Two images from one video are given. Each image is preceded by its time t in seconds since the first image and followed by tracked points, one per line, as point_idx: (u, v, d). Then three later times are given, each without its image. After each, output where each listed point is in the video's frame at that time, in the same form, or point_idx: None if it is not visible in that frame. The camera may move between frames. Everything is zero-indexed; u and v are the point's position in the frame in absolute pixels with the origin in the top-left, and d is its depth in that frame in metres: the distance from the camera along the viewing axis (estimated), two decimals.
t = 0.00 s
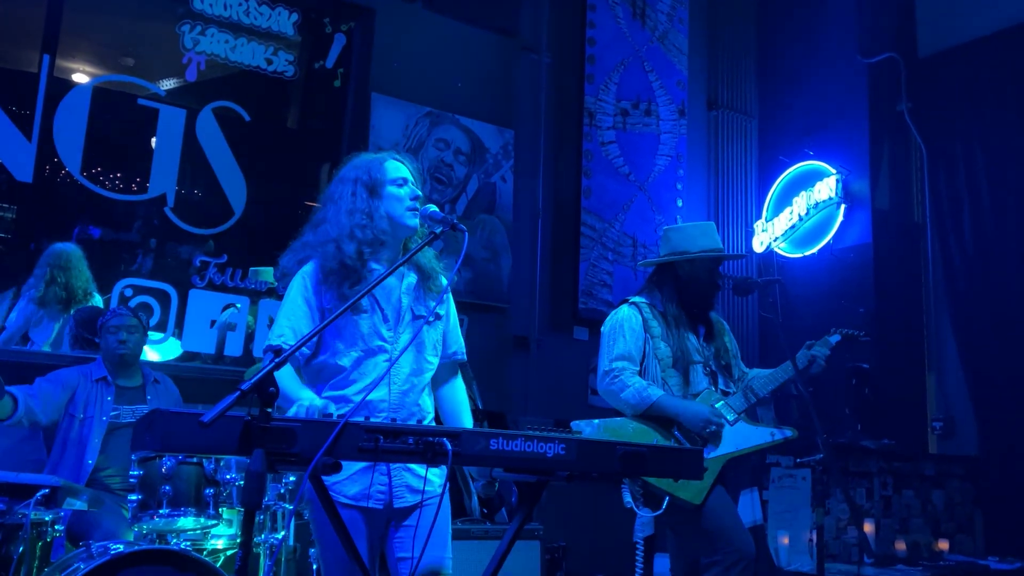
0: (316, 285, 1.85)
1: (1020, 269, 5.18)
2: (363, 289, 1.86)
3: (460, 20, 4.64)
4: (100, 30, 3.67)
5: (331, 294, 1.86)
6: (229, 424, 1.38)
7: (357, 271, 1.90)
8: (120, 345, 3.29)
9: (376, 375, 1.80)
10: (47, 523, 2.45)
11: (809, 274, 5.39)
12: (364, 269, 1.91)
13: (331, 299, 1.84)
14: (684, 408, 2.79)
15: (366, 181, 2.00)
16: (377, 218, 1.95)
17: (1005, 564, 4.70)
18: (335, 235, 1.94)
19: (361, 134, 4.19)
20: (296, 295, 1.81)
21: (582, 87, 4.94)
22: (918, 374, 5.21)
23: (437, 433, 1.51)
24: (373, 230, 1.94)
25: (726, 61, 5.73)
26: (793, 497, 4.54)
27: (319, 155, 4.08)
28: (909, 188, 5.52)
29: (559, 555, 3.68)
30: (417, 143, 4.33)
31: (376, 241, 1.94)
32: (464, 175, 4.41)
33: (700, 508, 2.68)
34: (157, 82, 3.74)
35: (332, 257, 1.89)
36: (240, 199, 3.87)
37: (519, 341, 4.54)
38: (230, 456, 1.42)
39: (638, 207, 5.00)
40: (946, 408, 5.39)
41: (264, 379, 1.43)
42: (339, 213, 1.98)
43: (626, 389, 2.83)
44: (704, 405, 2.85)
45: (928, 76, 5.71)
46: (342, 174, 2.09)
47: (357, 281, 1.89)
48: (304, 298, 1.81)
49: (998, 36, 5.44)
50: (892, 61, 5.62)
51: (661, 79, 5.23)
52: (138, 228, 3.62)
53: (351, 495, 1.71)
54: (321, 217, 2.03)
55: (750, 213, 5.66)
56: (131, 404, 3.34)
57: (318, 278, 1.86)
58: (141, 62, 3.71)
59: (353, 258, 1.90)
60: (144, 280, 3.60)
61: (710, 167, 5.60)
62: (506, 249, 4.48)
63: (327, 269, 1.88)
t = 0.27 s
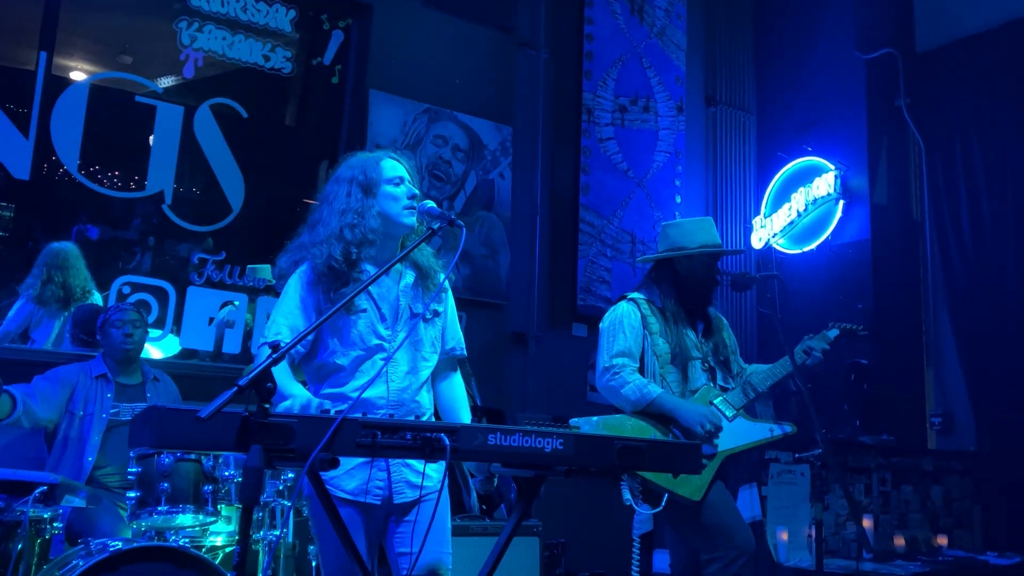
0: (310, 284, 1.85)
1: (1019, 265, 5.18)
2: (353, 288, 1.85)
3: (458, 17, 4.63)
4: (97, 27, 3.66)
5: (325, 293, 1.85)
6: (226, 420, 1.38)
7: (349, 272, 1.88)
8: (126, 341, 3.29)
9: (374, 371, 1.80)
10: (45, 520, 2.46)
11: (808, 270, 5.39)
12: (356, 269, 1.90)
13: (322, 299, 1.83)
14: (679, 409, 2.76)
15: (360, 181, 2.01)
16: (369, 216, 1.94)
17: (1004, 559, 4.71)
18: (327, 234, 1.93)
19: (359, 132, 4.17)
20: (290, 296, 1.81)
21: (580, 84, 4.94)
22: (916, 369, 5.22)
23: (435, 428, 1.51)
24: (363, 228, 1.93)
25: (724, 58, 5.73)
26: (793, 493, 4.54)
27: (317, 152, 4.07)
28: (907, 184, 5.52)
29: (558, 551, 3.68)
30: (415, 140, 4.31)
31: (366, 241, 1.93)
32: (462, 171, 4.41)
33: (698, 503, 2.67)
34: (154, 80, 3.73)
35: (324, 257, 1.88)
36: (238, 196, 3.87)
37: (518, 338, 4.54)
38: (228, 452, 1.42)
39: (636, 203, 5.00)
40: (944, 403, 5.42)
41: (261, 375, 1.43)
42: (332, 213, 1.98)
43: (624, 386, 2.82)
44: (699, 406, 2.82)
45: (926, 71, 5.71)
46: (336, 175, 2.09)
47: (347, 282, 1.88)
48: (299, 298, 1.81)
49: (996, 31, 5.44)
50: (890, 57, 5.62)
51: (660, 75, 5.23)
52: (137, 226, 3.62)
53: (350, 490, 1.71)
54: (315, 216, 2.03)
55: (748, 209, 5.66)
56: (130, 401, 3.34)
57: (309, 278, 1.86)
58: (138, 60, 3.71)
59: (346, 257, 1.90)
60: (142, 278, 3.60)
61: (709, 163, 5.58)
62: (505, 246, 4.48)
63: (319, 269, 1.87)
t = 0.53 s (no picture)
0: (310, 280, 1.85)
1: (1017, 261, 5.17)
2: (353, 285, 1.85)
3: (455, 13, 4.63)
4: (94, 24, 3.66)
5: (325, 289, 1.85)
6: (224, 416, 1.37)
7: (350, 269, 1.89)
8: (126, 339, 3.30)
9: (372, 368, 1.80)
10: (44, 518, 2.46)
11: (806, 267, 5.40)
12: (357, 266, 1.90)
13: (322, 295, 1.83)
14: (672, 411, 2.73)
15: (361, 178, 2.02)
16: (373, 216, 1.96)
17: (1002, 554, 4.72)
18: (328, 231, 1.94)
19: (356, 128, 4.16)
20: (289, 292, 1.81)
21: (578, 80, 4.94)
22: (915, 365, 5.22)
23: (432, 424, 1.51)
24: (366, 227, 1.94)
25: (722, 54, 5.72)
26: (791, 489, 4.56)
27: (314, 149, 4.07)
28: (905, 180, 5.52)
29: (557, 547, 3.69)
30: (413, 136, 4.31)
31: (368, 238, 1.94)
32: (460, 168, 4.40)
33: (696, 499, 2.67)
34: (152, 77, 3.73)
35: (325, 254, 1.89)
36: (236, 193, 3.86)
37: (516, 335, 4.54)
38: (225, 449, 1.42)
39: (634, 200, 5.00)
40: (942, 399, 5.43)
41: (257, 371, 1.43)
42: (333, 210, 1.99)
43: (621, 385, 2.82)
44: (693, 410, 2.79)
45: (924, 67, 5.70)
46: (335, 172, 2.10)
47: (347, 280, 1.88)
48: (297, 294, 1.82)
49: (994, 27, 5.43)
50: (888, 53, 5.62)
51: (658, 71, 5.23)
52: (135, 223, 3.62)
53: (350, 486, 1.71)
54: (315, 213, 2.04)
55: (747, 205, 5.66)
56: (126, 397, 3.33)
57: (310, 274, 1.86)
58: (136, 57, 3.70)
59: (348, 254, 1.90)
60: (141, 275, 3.60)
61: (707, 159, 5.59)
62: (503, 243, 4.48)
63: (319, 265, 1.88)
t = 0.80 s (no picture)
0: (308, 276, 1.85)
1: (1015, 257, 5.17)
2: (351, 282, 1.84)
3: (453, 10, 4.62)
4: (91, 20, 3.65)
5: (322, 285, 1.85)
6: (222, 413, 1.37)
7: (348, 265, 1.88)
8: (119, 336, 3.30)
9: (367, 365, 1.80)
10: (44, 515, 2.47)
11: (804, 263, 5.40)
12: (355, 263, 1.89)
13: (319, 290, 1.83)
14: (668, 407, 2.75)
15: (356, 174, 2.02)
16: (370, 212, 1.96)
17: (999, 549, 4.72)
18: (324, 227, 1.94)
19: (354, 125, 4.16)
20: (287, 288, 1.81)
21: (576, 77, 4.93)
22: (913, 362, 5.22)
23: (432, 421, 1.51)
24: (363, 223, 1.95)
25: (720, 50, 5.72)
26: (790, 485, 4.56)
27: (312, 145, 4.07)
28: (903, 176, 5.52)
29: (556, 543, 3.69)
30: (411, 133, 4.30)
31: (365, 235, 1.94)
32: (459, 165, 4.40)
33: (694, 496, 2.68)
34: (150, 73, 3.73)
35: (322, 251, 1.88)
36: (235, 191, 3.86)
37: (514, 331, 4.54)
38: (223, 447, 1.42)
39: (632, 196, 4.99)
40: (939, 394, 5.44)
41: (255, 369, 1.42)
42: (329, 206, 1.98)
43: (616, 381, 2.82)
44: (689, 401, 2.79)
45: (922, 63, 5.70)
46: (329, 168, 2.09)
47: (344, 277, 1.87)
48: (296, 290, 1.81)
49: (993, 22, 5.42)
50: (886, 48, 5.61)
51: (656, 67, 5.22)
52: (134, 220, 3.61)
53: (346, 484, 1.72)
54: (311, 209, 2.03)
55: (745, 201, 5.66)
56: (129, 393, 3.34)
57: (307, 270, 1.86)
58: (134, 54, 3.70)
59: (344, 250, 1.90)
60: (139, 272, 3.60)
61: (705, 155, 5.59)
62: (502, 239, 4.47)
63: (317, 261, 1.87)
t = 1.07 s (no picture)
0: (309, 270, 1.85)
1: (1015, 251, 5.15)
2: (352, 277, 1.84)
3: (453, 5, 4.61)
4: (89, 15, 3.64)
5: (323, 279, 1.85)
6: (222, 409, 1.37)
7: (348, 260, 1.89)
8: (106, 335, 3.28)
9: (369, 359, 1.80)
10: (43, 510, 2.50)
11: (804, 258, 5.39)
12: (356, 258, 1.89)
13: (320, 284, 1.83)
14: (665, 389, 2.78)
15: (358, 168, 2.02)
16: (371, 207, 1.96)
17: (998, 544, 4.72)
18: (326, 222, 1.94)
19: (354, 121, 4.15)
20: (288, 283, 1.81)
21: (576, 72, 4.92)
22: (912, 358, 5.23)
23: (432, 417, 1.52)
24: (364, 218, 1.94)
25: (720, 45, 5.72)
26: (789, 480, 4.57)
27: (312, 141, 4.06)
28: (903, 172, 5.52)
29: (556, 538, 3.70)
30: (410, 128, 4.30)
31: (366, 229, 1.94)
32: (458, 160, 4.40)
33: (691, 491, 2.68)
34: (149, 69, 3.72)
35: (324, 246, 1.88)
36: (234, 187, 3.86)
37: (513, 327, 4.54)
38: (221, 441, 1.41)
39: (632, 191, 4.99)
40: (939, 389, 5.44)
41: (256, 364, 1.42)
42: (330, 201, 1.98)
43: (613, 367, 2.84)
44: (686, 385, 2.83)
45: (922, 58, 5.69)
46: (331, 163, 2.09)
47: (344, 271, 1.88)
48: (298, 283, 1.81)
49: (993, 16, 5.41)
50: (886, 44, 5.61)
51: (656, 63, 5.21)
52: (132, 216, 3.62)
53: (350, 480, 1.72)
54: (312, 203, 2.03)
55: (745, 196, 5.66)
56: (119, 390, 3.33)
57: (308, 264, 1.86)
58: (133, 49, 3.70)
59: (345, 244, 1.90)
60: (138, 268, 3.60)
61: (705, 150, 5.59)
62: (501, 235, 4.47)
63: (318, 255, 1.87)
